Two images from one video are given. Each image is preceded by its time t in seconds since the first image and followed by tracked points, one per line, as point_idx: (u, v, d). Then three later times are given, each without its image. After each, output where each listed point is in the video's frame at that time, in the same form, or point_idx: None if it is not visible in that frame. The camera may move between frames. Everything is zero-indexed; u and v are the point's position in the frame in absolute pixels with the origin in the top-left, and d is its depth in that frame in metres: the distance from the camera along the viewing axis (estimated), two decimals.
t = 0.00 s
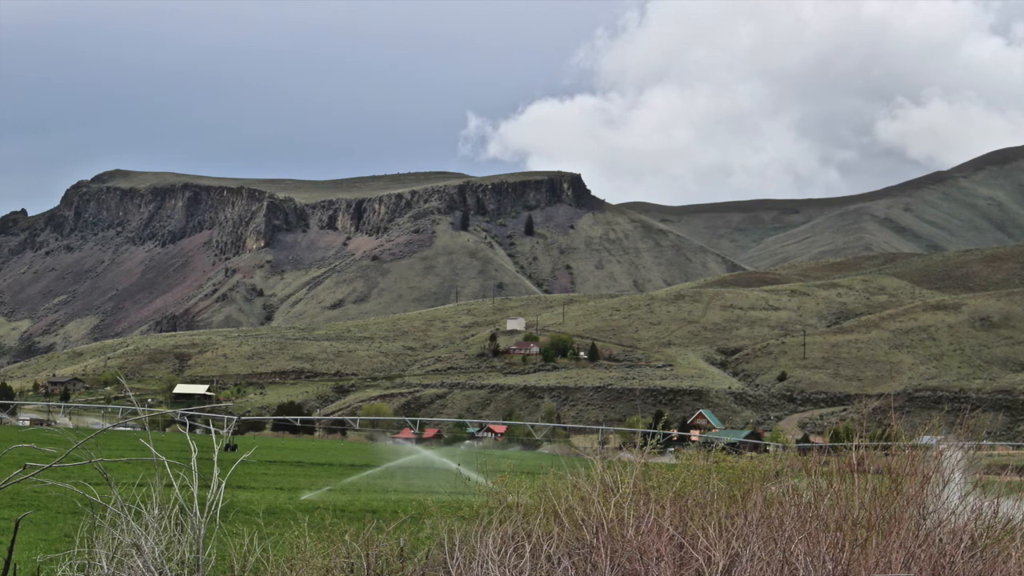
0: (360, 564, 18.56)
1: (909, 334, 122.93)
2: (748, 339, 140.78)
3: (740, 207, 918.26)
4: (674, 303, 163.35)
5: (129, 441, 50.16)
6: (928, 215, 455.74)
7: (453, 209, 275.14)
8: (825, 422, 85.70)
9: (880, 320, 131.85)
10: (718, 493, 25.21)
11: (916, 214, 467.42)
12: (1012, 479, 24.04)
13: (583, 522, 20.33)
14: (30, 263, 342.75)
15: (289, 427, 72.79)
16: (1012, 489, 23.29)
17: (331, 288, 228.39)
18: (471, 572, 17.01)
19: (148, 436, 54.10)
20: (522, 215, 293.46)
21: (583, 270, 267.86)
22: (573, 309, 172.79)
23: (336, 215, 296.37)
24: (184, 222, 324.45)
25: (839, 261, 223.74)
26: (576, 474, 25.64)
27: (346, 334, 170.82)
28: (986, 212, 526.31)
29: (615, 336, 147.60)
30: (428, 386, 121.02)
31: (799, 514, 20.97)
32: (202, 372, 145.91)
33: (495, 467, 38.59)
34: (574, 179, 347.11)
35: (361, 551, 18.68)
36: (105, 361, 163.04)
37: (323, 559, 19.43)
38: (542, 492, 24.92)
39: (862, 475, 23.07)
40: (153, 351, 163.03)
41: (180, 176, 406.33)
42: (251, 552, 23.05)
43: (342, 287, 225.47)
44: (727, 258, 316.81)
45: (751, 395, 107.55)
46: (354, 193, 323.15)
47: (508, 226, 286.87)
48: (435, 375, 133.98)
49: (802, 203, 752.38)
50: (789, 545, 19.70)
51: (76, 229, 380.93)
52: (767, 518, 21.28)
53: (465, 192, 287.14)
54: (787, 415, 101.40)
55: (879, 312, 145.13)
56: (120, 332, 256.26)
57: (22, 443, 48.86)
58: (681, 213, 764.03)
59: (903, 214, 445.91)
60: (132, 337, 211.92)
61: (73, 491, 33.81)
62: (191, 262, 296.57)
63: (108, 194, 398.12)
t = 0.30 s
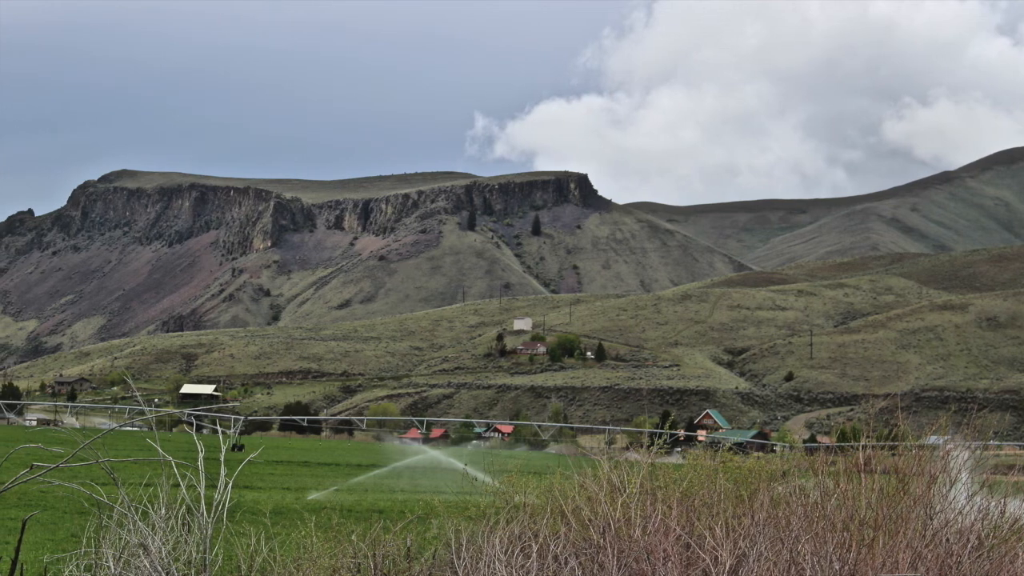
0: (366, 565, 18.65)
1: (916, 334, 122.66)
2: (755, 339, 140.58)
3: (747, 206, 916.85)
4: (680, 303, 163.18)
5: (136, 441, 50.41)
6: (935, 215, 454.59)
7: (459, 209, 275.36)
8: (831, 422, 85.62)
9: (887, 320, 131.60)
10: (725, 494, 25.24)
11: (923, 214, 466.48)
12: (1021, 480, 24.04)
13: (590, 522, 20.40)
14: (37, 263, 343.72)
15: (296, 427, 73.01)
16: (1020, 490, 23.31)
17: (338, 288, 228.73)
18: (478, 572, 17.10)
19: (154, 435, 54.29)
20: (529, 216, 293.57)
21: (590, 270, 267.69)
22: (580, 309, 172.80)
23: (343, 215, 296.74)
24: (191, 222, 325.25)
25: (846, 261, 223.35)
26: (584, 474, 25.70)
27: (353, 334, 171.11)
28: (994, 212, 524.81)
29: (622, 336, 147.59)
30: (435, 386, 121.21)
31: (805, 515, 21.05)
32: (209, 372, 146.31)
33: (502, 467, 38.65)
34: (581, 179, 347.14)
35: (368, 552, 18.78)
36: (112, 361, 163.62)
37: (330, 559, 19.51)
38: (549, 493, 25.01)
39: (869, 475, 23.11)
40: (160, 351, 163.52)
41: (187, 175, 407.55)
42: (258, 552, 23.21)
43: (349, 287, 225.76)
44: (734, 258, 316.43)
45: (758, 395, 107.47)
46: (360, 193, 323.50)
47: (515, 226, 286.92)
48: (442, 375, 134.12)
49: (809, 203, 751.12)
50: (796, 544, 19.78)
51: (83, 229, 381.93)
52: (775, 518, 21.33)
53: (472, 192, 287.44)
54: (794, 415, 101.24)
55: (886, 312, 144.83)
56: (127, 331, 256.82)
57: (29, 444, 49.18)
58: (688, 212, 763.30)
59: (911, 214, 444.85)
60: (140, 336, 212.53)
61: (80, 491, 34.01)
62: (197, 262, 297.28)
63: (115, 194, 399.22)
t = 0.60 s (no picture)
0: (375, 565, 18.77)
1: (925, 334, 122.36)
2: (764, 339, 140.40)
3: (755, 207, 915.19)
4: (689, 303, 163.04)
5: (145, 441, 50.71)
6: (945, 215, 453.15)
7: (468, 209, 275.67)
8: (840, 422, 85.45)
9: (896, 320, 131.29)
10: (734, 493, 25.31)
11: (932, 214, 465.13)
12: None
13: (599, 522, 20.50)
14: (46, 263, 344.89)
15: (304, 427, 73.21)
16: None
17: (347, 288, 229.04)
18: (486, 571, 17.21)
19: (163, 435, 54.57)
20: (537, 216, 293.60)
21: (599, 270, 267.58)
22: (589, 309, 172.83)
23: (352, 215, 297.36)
24: (200, 222, 326.15)
25: (854, 261, 222.84)
26: (592, 474, 25.81)
27: (361, 334, 171.44)
28: (1003, 213, 522.93)
29: (631, 336, 147.58)
30: (444, 386, 121.40)
31: (814, 515, 21.09)
32: (218, 372, 146.75)
33: (511, 467, 38.73)
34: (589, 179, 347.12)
35: (377, 551, 18.93)
36: (121, 361, 164.31)
37: (339, 559, 19.66)
38: (558, 493, 25.11)
39: (878, 475, 23.17)
40: (169, 351, 164.08)
41: (195, 175, 408.96)
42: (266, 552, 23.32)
43: (358, 287, 226.06)
44: (743, 258, 315.94)
45: (767, 395, 107.33)
46: (369, 193, 323.98)
47: (523, 226, 287.00)
48: (451, 376, 134.29)
49: (818, 203, 749.49)
50: (806, 545, 19.81)
51: (92, 228, 383.50)
52: (783, 518, 21.40)
53: (481, 192, 287.71)
54: (803, 415, 101.07)
55: (895, 312, 144.49)
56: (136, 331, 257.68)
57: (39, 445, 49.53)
58: (697, 212, 762.19)
59: (920, 214, 443.61)
60: (149, 336, 213.35)
61: (88, 491, 34.24)
62: (206, 262, 298.14)
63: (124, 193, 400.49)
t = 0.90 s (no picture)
0: (386, 565, 18.94)
1: (935, 334, 122.02)
2: (775, 339, 140.14)
3: (765, 207, 913.69)
4: (700, 303, 162.83)
5: (156, 440, 51.04)
6: (956, 215, 451.63)
7: (479, 209, 276.11)
8: (851, 422, 85.33)
9: (906, 320, 130.95)
10: (745, 494, 25.40)
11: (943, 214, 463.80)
12: None
13: (609, 521, 20.63)
14: (57, 263, 346.35)
15: (315, 427, 73.49)
16: None
17: (357, 288, 229.40)
18: (497, 572, 17.30)
19: (174, 436, 54.87)
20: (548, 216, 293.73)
21: (609, 270, 267.61)
22: (599, 309, 172.86)
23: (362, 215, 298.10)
24: (211, 222, 327.40)
25: (865, 261, 222.34)
26: (602, 474, 25.93)
27: (372, 334, 171.83)
28: (1015, 213, 521.11)
29: (641, 336, 147.53)
30: (455, 386, 121.61)
31: (824, 514, 21.22)
32: (229, 372, 147.32)
33: (522, 467, 38.84)
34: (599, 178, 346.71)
35: (388, 551, 19.04)
36: (132, 361, 165.02)
37: (349, 559, 19.79)
38: (568, 492, 25.26)
39: (888, 474, 23.25)
40: (179, 351, 164.80)
41: (206, 175, 410.18)
42: (277, 552, 23.50)
43: (369, 287, 226.49)
44: (753, 258, 315.53)
45: (778, 395, 107.20)
46: (379, 193, 324.47)
47: (534, 226, 287.18)
48: (462, 376, 134.52)
49: (828, 203, 747.62)
50: (816, 544, 19.89)
51: (103, 229, 384.38)
52: (794, 518, 21.50)
53: (492, 192, 288.15)
54: (814, 415, 100.86)
55: (906, 312, 144.09)
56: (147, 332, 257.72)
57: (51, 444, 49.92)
58: (707, 212, 761.02)
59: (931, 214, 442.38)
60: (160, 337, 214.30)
61: (99, 491, 34.52)
62: (217, 262, 299.11)
63: (134, 193, 401.56)
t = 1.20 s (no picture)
0: (399, 565, 19.09)
1: (948, 334, 121.56)
2: (787, 339, 139.88)
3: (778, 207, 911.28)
4: (712, 303, 162.56)
5: (169, 441, 51.45)
6: (969, 216, 449.80)
7: (491, 209, 276.54)
8: (863, 421, 85.13)
9: (919, 320, 130.52)
10: (757, 494, 25.47)
11: (956, 214, 461.90)
12: None
13: (622, 522, 20.74)
14: (70, 262, 348.11)
15: (327, 428, 73.81)
16: None
17: (370, 288, 229.84)
18: (510, 571, 17.47)
19: (186, 436, 55.24)
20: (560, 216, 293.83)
21: (622, 270, 267.50)
22: (612, 309, 172.84)
23: (375, 215, 298.86)
24: (223, 222, 328.66)
25: (878, 261, 221.60)
26: (615, 474, 26.04)
27: (384, 334, 172.23)
28: None
29: (653, 336, 147.46)
30: (467, 386, 121.85)
31: (836, 514, 21.31)
32: (242, 372, 147.92)
33: (534, 468, 39.00)
34: (612, 178, 346.50)
35: (400, 552, 19.20)
36: (145, 361, 166.06)
37: (362, 559, 19.96)
38: (581, 492, 25.37)
39: (901, 475, 23.29)
40: (192, 351, 165.57)
41: (218, 175, 411.79)
42: (290, 552, 23.68)
43: (381, 287, 226.92)
44: (766, 258, 314.86)
45: (791, 395, 107.04)
46: (391, 193, 325.06)
47: (546, 226, 287.28)
48: (474, 376, 134.76)
49: (841, 202, 744.99)
50: (828, 544, 19.98)
51: (115, 228, 385.85)
52: (806, 518, 21.59)
53: (504, 192, 288.62)
54: (826, 415, 100.62)
55: (919, 312, 143.58)
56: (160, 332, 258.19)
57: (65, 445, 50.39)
58: (720, 211, 758.96)
59: (943, 214, 440.64)
60: (172, 337, 215.19)
61: (111, 491, 34.85)
62: (229, 262, 300.21)
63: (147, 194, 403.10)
